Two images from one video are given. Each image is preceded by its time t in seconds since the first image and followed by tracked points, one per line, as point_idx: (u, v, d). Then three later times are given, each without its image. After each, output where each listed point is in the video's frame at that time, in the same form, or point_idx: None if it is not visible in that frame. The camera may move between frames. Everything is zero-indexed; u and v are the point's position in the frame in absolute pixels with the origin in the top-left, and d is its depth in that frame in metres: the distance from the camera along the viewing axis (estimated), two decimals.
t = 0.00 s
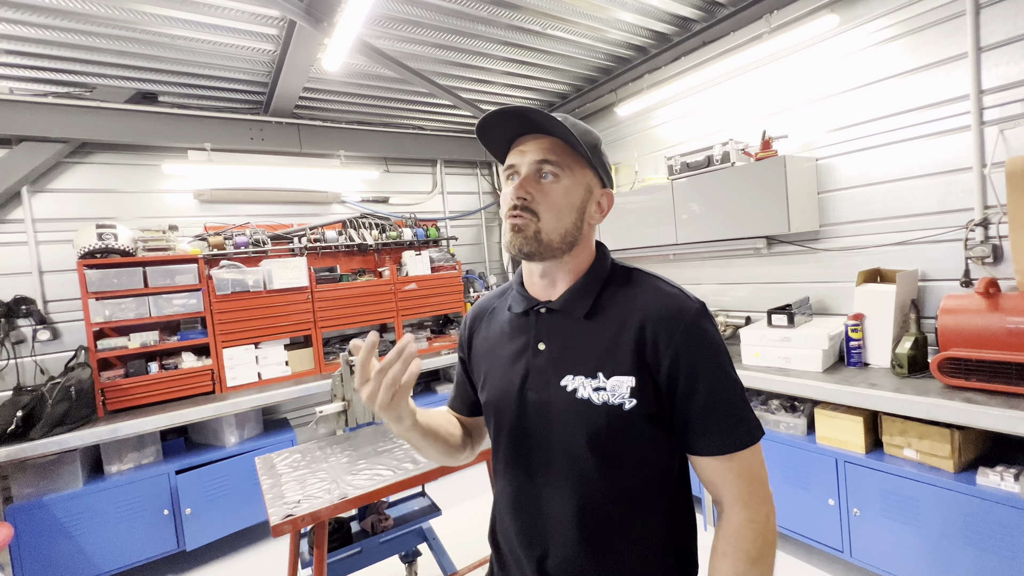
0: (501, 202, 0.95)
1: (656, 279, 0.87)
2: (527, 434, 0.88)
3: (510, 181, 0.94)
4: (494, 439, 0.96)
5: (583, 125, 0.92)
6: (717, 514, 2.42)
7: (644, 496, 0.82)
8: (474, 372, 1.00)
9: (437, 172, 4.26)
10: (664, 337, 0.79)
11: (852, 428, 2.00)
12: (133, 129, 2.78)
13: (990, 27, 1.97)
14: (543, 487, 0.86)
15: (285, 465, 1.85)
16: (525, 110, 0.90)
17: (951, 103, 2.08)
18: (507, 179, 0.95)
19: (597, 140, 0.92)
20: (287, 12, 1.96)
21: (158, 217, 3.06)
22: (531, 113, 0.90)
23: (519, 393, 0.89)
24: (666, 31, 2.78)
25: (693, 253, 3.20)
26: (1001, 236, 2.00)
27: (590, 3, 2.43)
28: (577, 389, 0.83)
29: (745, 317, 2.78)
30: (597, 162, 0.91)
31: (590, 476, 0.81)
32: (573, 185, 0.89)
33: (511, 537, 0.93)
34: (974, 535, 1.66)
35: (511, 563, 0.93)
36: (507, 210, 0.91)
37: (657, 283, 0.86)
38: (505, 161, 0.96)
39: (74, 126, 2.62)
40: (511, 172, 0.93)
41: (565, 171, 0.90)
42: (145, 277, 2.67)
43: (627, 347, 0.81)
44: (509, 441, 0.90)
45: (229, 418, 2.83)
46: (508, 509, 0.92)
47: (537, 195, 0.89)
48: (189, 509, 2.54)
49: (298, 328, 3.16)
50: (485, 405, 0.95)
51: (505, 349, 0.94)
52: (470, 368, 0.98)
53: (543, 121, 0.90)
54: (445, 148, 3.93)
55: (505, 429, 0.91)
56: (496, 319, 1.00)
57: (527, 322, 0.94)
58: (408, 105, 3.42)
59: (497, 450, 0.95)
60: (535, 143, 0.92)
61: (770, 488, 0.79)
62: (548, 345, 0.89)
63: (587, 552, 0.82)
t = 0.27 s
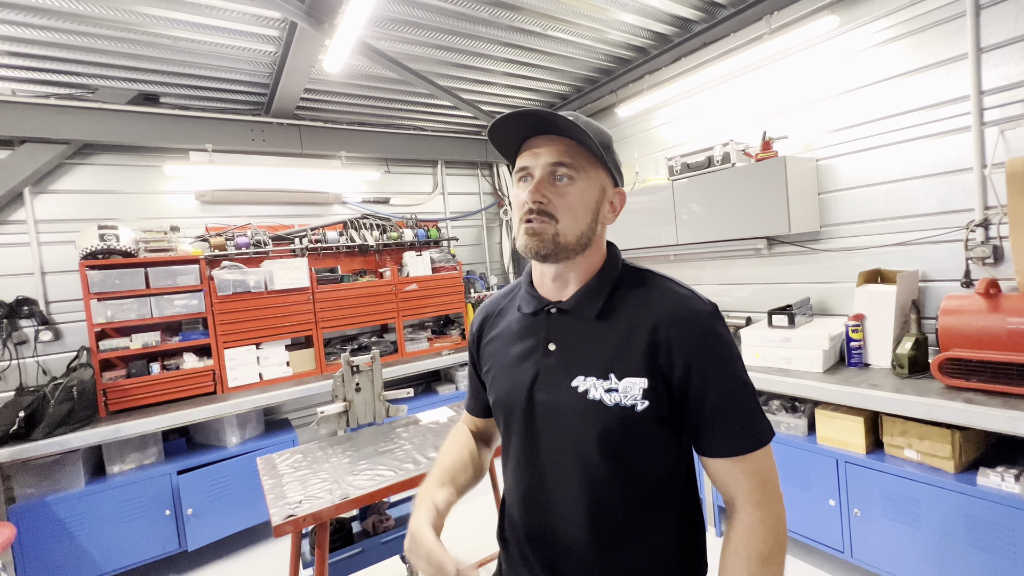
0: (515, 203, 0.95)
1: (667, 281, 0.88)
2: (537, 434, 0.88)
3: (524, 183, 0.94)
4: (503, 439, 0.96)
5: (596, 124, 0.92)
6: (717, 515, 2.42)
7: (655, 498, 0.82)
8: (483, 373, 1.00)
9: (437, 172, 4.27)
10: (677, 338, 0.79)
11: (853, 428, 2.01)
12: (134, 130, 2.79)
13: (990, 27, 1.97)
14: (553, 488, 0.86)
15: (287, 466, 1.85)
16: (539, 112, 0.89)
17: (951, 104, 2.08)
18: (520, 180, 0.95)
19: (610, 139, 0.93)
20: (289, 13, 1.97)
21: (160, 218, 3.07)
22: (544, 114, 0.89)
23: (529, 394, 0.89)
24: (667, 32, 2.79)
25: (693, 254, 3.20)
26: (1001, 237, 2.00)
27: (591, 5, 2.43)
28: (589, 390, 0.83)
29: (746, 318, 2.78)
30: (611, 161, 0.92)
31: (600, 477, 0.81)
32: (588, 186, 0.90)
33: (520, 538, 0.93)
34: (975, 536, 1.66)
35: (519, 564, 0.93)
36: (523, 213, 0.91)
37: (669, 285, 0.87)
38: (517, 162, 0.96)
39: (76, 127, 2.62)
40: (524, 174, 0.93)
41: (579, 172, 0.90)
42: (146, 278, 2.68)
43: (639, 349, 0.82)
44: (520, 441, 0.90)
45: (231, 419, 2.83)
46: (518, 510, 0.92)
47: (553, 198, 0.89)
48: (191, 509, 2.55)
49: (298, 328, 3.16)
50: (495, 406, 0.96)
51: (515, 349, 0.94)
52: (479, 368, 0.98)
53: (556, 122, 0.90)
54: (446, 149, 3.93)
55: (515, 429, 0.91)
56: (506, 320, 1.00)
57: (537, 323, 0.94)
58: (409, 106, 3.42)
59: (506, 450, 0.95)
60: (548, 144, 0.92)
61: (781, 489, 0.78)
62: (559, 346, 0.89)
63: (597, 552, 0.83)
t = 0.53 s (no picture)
0: (537, 208, 0.93)
1: (686, 280, 0.89)
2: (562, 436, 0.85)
3: (546, 186, 0.92)
4: (520, 442, 0.92)
5: (617, 120, 0.90)
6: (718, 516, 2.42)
7: (677, 493, 0.83)
8: (497, 375, 0.95)
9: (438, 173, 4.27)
10: (709, 336, 0.80)
11: (853, 429, 2.01)
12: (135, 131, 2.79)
13: (990, 27, 1.97)
14: (578, 491, 0.83)
15: (288, 466, 1.86)
16: (560, 115, 0.87)
17: (952, 104, 2.08)
18: (541, 183, 0.93)
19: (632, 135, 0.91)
20: (290, 15, 1.98)
21: (161, 219, 3.08)
22: (565, 116, 0.87)
23: (554, 394, 0.86)
24: (667, 33, 2.79)
25: (694, 254, 3.20)
26: (1001, 237, 2.00)
27: (591, 6, 2.44)
28: (621, 390, 0.82)
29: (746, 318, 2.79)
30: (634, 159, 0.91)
31: (633, 476, 0.80)
32: (614, 187, 0.89)
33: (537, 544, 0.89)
34: (976, 536, 1.66)
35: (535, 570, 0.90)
36: (548, 219, 0.89)
37: (689, 284, 0.88)
38: (537, 164, 0.94)
39: (78, 129, 2.63)
40: (547, 177, 0.91)
41: (604, 173, 0.89)
42: (148, 278, 2.69)
43: (670, 346, 0.81)
44: (543, 444, 0.87)
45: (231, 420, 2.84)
46: (537, 515, 0.89)
47: (579, 202, 0.88)
48: (192, 509, 2.56)
49: (299, 329, 3.16)
50: (514, 408, 0.91)
51: (535, 349, 0.90)
52: (494, 370, 0.93)
53: (578, 123, 0.88)
54: (447, 149, 3.94)
55: (536, 431, 0.88)
56: (519, 319, 0.96)
57: (556, 321, 0.91)
58: (409, 107, 3.43)
59: (524, 453, 0.91)
60: (570, 145, 0.90)
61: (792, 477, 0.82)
62: (583, 345, 0.87)
63: (625, 554, 0.81)
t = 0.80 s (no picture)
0: (546, 205, 0.93)
1: (693, 275, 0.89)
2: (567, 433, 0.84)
3: (556, 182, 0.92)
4: (524, 440, 0.91)
5: (628, 116, 0.90)
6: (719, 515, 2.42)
7: (684, 489, 0.83)
8: (501, 373, 0.94)
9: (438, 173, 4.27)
10: (717, 333, 0.79)
11: (854, 428, 2.00)
12: (135, 132, 2.80)
13: (991, 26, 1.97)
14: (584, 488, 0.83)
15: (288, 466, 1.86)
16: (571, 112, 0.87)
17: (953, 102, 2.07)
18: (550, 180, 0.93)
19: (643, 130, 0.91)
20: (290, 15, 1.98)
21: (161, 219, 3.08)
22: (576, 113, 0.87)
23: (559, 391, 0.86)
24: (667, 32, 2.79)
25: (694, 254, 3.20)
26: (1003, 235, 2.00)
27: (591, 5, 2.44)
28: (627, 387, 0.82)
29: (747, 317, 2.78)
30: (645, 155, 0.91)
31: (640, 473, 0.80)
32: (624, 185, 0.89)
33: (545, 541, 0.89)
34: (977, 536, 1.65)
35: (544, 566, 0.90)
36: (559, 216, 0.89)
37: (696, 280, 0.88)
38: (547, 161, 0.94)
39: (78, 129, 2.63)
40: (557, 173, 0.91)
41: (615, 170, 0.89)
42: (149, 279, 2.69)
43: (677, 343, 0.81)
44: (549, 442, 0.86)
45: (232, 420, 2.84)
46: (543, 512, 0.89)
47: (590, 199, 0.88)
48: (193, 510, 2.56)
49: (300, 329, 3.17)
50: (517, 406, 0.90)
51: (539, 346, 0.90)
52: (497, 367, 0.93)
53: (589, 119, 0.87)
54: (447, 149, 3.93)
55: (541, 429, 0.87)
56: (523, 316, 0.95)
57: (562, 318, 0.90)
58: (409, 107, 3.43)
59: (529, 451, 0.91)
60: (581, 142, 0.90)
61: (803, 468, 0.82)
62: (589, 342, 0.87)
63: (633, 550, 0.81)
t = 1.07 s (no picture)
0: (553, 203, 0.91)
1: (698, 270, 0.87)
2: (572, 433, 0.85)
3: (564, 180, 0.90)
4: (530, 438, 0.92)
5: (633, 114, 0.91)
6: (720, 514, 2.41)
7: (693, 488, 0.82)
8: (506, 372, 0.95)
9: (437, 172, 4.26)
10: (719, 330, 0.78)
11: (856, 427, 2.00)
12: (133, 132, 2.79)
13: (992, 23, 1.96)
14: (590, 487, 0.84)
15: (288, 467, 1.85)
16: (581, 109, 0.86)
17: (953, 100, 2.07)
18: (556, 177, 0.91)
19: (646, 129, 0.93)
20: (288, 14, 1.97)
21: (160, 219, 3.07)
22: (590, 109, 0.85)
23: (562, 391, 0.86)
24: (667, 30, 2.78)
25: (694, 252, 3.19)
26: (1005, 233, 1.99)
27: (591, 3, 2.43)
28: (627, 385, 0.81)
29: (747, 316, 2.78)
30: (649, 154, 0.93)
31: (644, 472, 0.80)
32: (632, 183, 0.90)
33: (554, 537, 0.90)
34: (979, 533, 1.65)
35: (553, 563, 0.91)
36: (570, 214, 0.88)
37: (701, 276, 0.86)
38: (553, 158, 0.91)
39: (77, 129, 2.63)
40: (566, 171, 0.90)
41: (624, 168, 0.89)
42: (148, 279, 2.68)
43: (679, 341, 0.80)
44: (552, 440, 0.87)
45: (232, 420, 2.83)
46: (551, 510, 0.89)
47: (603, 198, 0.87)
48: (193, 510, 2.55)
49: (299, 329, 3.16)
50: (522, 404, 0.91)
51: (542, 346, 0.90)
52: (502, 367, 0.93)
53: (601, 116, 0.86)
54: (446, 148, 3.93)
55: (545, 429, 0.88)
56: (527, 315, 0.96)
57: (565, 317, 0.90)
58: (408, 106, 3.42)
59: (535, 450, 0.91)
60: (590, 139, 0.89)
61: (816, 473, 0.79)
62: (591, 341, 0.86)
63: (640, 548, 0.81)
